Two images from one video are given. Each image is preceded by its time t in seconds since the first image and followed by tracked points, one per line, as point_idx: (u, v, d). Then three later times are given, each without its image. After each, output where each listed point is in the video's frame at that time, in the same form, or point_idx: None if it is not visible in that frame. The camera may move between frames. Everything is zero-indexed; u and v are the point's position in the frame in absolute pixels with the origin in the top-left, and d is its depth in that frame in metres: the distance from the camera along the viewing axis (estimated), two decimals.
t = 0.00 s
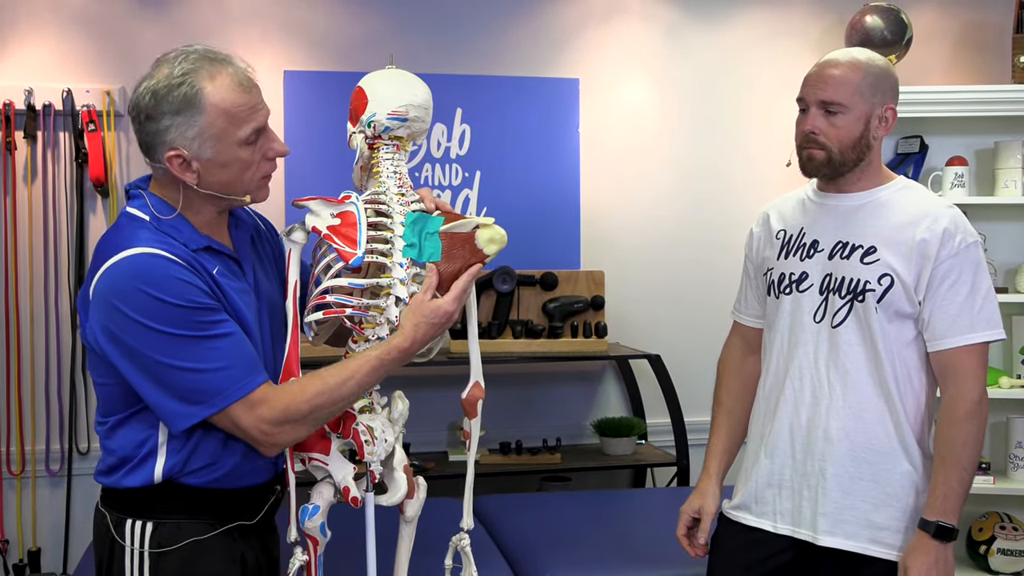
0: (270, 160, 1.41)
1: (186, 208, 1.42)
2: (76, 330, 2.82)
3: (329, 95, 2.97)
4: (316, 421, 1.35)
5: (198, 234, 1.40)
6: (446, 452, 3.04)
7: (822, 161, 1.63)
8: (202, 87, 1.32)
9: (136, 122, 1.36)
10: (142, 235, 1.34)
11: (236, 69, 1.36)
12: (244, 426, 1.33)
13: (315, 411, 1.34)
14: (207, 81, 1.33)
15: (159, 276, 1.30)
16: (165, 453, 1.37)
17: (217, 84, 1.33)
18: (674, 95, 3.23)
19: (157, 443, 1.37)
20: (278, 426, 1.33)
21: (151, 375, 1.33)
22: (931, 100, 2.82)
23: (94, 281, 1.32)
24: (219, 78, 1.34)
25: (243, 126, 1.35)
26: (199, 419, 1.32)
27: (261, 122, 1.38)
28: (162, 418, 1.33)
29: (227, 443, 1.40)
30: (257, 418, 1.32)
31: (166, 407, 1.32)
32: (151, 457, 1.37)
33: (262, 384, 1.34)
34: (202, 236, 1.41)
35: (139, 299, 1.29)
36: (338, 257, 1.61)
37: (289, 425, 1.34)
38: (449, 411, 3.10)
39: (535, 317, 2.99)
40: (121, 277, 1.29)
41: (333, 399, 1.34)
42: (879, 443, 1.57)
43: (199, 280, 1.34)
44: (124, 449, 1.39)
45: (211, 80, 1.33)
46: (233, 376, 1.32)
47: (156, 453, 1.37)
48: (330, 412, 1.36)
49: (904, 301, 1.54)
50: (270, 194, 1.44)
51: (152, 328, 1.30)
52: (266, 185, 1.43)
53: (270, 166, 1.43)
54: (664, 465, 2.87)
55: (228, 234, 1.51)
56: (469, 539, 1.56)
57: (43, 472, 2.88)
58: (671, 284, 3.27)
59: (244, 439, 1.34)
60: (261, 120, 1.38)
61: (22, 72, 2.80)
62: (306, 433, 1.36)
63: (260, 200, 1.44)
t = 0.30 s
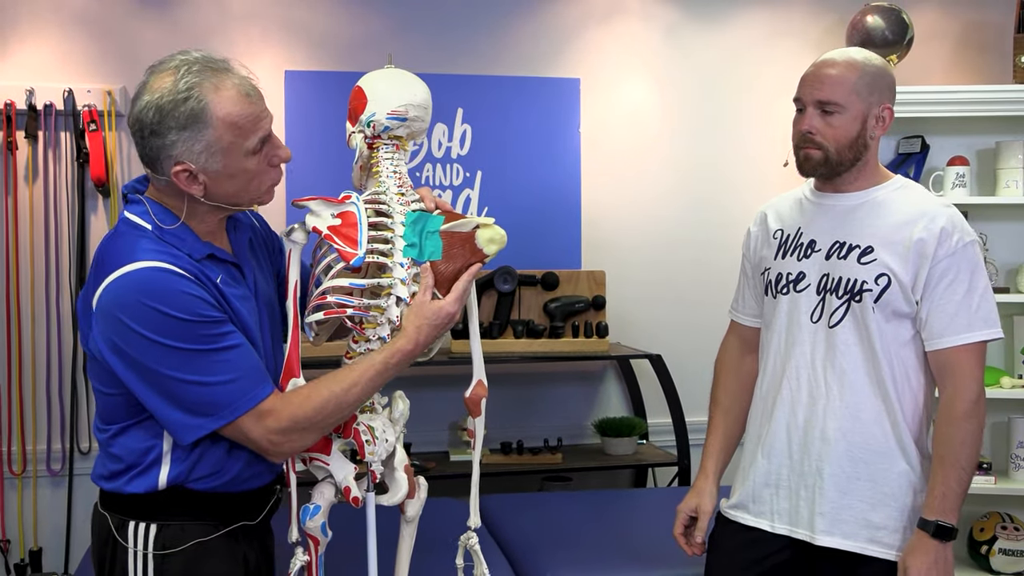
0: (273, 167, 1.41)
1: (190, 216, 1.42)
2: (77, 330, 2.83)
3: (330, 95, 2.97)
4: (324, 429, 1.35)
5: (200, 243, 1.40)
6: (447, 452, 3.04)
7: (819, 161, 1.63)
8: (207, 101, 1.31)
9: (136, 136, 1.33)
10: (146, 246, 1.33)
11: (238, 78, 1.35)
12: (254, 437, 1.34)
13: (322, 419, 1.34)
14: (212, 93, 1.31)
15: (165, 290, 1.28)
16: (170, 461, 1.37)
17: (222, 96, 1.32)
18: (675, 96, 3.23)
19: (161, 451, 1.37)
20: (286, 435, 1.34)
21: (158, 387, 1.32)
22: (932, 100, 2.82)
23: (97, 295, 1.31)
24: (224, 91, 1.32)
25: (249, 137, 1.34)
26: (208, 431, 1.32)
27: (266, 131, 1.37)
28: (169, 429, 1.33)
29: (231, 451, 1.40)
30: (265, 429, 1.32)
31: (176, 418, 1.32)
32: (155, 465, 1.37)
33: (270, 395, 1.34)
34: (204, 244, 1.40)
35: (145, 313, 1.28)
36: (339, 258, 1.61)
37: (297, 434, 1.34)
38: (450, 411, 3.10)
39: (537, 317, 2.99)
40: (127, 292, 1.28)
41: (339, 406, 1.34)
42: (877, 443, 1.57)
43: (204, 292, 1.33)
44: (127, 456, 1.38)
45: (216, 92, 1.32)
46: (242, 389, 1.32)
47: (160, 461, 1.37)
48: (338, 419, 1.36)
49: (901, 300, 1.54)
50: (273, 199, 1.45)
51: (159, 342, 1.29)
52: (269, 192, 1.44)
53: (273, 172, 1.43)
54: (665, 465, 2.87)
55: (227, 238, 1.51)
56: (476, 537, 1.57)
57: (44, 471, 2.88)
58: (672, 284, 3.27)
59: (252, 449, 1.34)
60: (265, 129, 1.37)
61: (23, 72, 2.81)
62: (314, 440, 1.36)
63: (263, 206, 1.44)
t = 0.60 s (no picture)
0: (294, 167, 1.42)
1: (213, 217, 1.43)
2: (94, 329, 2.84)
3: (346, 95, 2.97)
4: (348, 432, 1.36)
5: (222, 245, 1.40)
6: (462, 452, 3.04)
7: (830, 160, 1.62)
8: (233, 101, 1.31)
9: (159, 136, 1.33)
10: (171, 250, 1.32)
11: (262, 79, 1.35)
12: (278, 442, 1.34)
13: (346, 422, 1.35)
14: (238, 94, 1.32)
15: (192, 294, 1.28)
16: (191, 463, 1.38)
17: (248, 97, 1.32)
18: (689, 95, 3.22)
19: (183, 453, 1.38)
20: (311, 440, 1.34)
21: (183, 391, 1.32)
22: (949, 99, 2.81)
23: (123, 299, 1.30)
24: (250, 91, 1.33)
25: (274, 138, 1.35)
26: (234, 435, 1.32)
27: (290, 132, 1.38)
28: (194, 434, 1.33)
29: (251, 453, 1.41)
30: (290, 435, 1.33)
31: (201, 423, 1.32)
32: (177, 467, 1.38)
33: (295, 399, 1.35)
34: (226, 246, 1.40)
35: (172, 317, 1.28)
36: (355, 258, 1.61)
37: (322, 438, 1.34)
38: (465, 411, 3.10)
39: (552, 317, 2.99)
40: (154, 296, 1.28)
41: (363, 411, 1.35)
42: (890, 443, 1.57)
43: (230, 296, 1.33)
44: (149, 457, 1.39)
45: (241, 92, 1.32)
46: (268, 394, 1.32)
47: (181, 463, 1.38)
48: (362, 423, 1.36)
49: (914, 300, 1.54)
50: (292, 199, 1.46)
51: (186, 347, 1.29)
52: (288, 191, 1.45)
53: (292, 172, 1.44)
54: (680, 466, 2.86)
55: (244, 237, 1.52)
56: (485, 535, 1.56)
57: (62, 470, 2.90)
58: (686, 284, 3.26)
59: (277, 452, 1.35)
60: (289, 130, 1.38)
61: (40, 72, 2.82)
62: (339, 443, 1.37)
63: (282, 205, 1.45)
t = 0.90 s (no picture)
0: (322, 171, 1.41)
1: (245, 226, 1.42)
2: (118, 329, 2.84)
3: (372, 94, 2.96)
4: (384, 447, 1.35)
5: (259, 256, 1.38)
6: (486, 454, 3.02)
7: (860, 160, 1.59)
8: (264, 107, 1.30)
9: (187, 141, 1.32)
10: (212, 266, 1.29)
11: (292, 82, 1.34)
12: (315, 458, 1.34)
13: (382, 438, 1.34)
14: (268, 98, 1.30)
15: (236, 316, 1.26)
16: (219, 472, 1.37)
17: (278, 101, 1.31)
18: (715, 95, 3.19)
19: (211, 463, 1.37)
20: (348, 457, 1.34)
21: (223, 407, 1.31)
22: (982, 97, 2.77)
23: (163, 316, 1.28)
24: (279, 94, 1.31)
25: (304, 142, 1.34)
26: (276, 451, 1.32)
27: (319, 136, 1.37)
28: (233, 449, 1.32)
29: (276, 462, 1.41)
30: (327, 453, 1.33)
31: (242, 438, 1.31)
32: (204, 475, 1.37)
33: (335, 416, 1.35)
34: (263, 258, 1.39)
35: (215, 338, 1.26)
36: (376, 260, 1.58)
37: (358, 454, 1.34)
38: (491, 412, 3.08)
39: (579, 318, 2.97)
40: (197, 318, 1.25)
41: (397, 424, 1.34)
42: (922, 448, 1.53)
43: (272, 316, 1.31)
44: (177, 465, 1.38)
45: (272, 97, 1.31)
46: (311, 412, 1.32)
47: (209, 472, 1.37)
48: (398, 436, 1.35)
49: (946, 302, 1.50)
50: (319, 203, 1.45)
51: (228, 367, 1.27)
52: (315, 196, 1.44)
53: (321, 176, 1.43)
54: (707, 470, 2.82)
55: (274, 242, 1.51)
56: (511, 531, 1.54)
57: (86, 470, 2.90)
58: (712, 285, 3.23)
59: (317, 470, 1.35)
60: (318, 134, 1.37)
61: (65, 70, 2.83)
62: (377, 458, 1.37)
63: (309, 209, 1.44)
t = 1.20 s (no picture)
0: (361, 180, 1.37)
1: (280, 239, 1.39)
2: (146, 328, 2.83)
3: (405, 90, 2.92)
4: (424, 459, 1.31)
5: (296, 270, 1.35)
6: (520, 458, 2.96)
7: (910, 158, 1.54)
8: (303, 119, 1.26)
9: (224, 155, 1.29)
10: (249, 282, 1.26)
11: (330, 91, 1.30)
12: (354, 473, 1.31)
13: (421, 450, 1.30)
14: (307, 110, 1.26)
15: (274, 335, 1.22)
16: (248, 484, 1.33)
17: (316, 113, 1.27)
18: (751, 90, 3.13)
19: (241, 475, 1.33)
20: (387, 472, 1.30)
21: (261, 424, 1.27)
22: None
23: (199, 333, 1.24)
24: (318, 105, 1.27)
25: (344, 153, 1.30)
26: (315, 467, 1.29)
27: (359, 145, 1.33)
28: (271, 464, 1.29)
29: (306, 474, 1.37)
30: (366, 468, 1.29)
31: (280, 454, 1.28)
32: (233, 486, 1.34)
33: (374, 431, 1.31)
34: (300, 271, 1.35)
35: (253, 357, 1.22)
36: (408, 260, 1.54)
37: (397, 468, 1.30)
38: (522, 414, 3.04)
39: (614, 319, 2.91)
40: (234, 336, 1.21)
41: (436, 435, 1.30)
42: (974, 456, 1.47)
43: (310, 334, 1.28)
44: (206, 474, 1.34)
45: (310, 108, 1.27)
46: (351, 428, 1.28)
47: (238, 484, 1.33)
48: (438, 448, 1.32)
49: (1000, 305, 1.44)
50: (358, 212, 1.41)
51: (266, 386, 1.24)
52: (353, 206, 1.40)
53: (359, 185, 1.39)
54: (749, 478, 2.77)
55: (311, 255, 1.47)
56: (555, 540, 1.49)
57: (113, 472, 2.89)
58: (748, 286, 3.17)
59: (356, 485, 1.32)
60: (358, 143, 1.33)
61: (94, 66, 2.81)
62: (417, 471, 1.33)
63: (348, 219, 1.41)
